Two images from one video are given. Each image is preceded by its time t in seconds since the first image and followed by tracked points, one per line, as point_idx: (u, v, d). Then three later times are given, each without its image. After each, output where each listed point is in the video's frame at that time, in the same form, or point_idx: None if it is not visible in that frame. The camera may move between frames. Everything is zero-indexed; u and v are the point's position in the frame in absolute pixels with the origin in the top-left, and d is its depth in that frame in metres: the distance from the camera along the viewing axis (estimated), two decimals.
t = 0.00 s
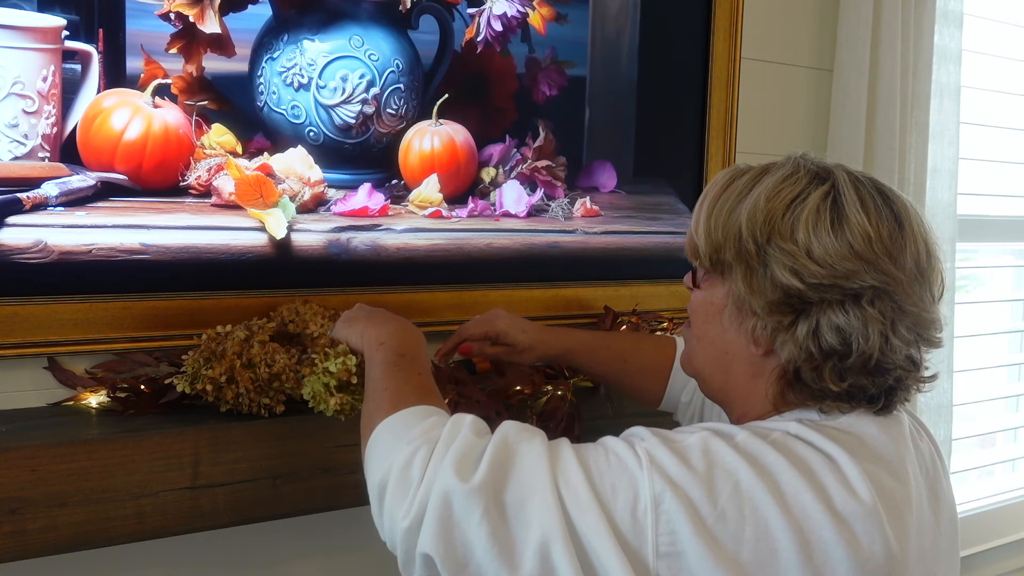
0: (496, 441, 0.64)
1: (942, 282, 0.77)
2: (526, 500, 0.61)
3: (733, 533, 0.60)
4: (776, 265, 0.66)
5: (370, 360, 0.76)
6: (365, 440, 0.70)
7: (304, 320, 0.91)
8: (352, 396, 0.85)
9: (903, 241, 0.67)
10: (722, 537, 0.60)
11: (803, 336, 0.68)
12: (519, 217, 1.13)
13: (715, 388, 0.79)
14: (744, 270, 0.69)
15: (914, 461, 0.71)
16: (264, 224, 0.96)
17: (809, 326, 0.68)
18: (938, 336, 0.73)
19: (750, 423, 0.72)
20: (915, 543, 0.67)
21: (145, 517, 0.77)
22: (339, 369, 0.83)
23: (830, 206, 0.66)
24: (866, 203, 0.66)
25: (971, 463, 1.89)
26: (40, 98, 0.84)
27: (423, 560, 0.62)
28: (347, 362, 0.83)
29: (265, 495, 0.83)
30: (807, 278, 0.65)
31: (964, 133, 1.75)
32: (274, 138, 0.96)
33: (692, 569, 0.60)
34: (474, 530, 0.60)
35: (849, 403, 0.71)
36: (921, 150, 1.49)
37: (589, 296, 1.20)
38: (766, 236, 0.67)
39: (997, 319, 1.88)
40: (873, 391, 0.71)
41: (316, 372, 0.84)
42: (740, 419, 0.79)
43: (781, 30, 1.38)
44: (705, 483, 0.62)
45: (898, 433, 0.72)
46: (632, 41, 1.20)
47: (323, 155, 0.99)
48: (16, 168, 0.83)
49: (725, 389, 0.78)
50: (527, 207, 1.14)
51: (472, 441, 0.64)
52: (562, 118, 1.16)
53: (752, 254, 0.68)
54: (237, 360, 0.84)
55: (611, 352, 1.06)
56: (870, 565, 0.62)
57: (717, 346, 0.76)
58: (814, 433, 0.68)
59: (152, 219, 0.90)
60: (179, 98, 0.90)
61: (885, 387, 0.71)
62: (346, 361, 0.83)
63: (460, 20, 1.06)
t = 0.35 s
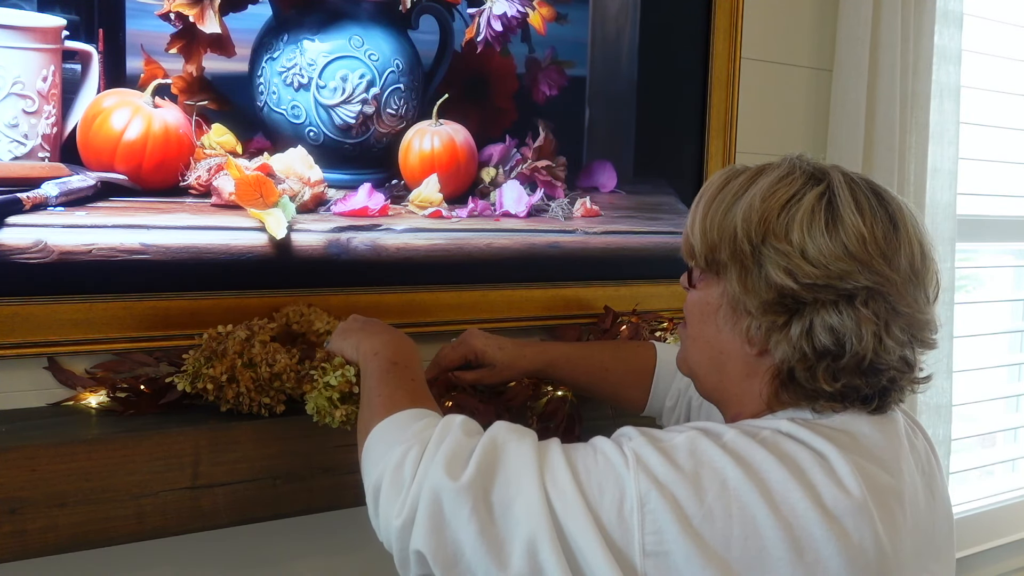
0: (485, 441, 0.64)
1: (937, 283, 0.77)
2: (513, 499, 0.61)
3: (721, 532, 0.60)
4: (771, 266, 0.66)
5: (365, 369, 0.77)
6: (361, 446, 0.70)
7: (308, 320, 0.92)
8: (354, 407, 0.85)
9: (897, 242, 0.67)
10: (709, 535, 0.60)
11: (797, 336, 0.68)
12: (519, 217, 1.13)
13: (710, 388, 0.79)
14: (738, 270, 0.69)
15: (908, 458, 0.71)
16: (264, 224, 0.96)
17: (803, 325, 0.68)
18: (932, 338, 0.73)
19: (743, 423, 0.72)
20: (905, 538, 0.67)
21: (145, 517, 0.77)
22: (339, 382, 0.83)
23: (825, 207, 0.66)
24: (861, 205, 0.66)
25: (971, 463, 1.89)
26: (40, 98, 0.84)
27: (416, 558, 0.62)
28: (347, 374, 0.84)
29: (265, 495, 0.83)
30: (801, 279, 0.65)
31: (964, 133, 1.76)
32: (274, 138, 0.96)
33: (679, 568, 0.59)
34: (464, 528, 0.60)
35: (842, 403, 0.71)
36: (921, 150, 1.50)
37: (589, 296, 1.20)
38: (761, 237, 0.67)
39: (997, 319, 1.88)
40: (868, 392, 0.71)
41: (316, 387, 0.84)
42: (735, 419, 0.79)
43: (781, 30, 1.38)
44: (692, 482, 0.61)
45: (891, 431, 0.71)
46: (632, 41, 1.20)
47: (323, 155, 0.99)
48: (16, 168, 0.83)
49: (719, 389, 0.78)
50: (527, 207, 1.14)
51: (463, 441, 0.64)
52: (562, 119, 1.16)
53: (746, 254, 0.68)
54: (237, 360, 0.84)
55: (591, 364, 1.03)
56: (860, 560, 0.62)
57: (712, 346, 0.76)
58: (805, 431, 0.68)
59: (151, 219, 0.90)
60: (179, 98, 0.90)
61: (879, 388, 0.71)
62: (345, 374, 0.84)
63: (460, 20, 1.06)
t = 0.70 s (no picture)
0: (487, 426, 0.64)
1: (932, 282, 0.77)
2: (511, 485, 0.62)
3: (717, 523, 0.60)
4: (765, 262, 0.66)
5: (375, 350, 0.78)
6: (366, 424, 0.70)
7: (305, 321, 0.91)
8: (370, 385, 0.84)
9: (891, 240, 0.67)
10: (706, 526, 0.60)
11: (790, 332, 0.68)
12: (519, 217, 1.13)
13: (705, 384, 0.79)
14: (733, 267, 0.69)
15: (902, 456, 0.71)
16: (264, 224, 0.96)
17: (797, 321, 0.68)
18: (926, 335, 0.73)
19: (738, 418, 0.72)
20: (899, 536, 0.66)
21: (145, 517, 0.77)
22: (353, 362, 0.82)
23: (820, 206, 0.66)
24: (855, 203, 0.66)
25: (971, 462, 1.89)
26: (40, 98, 0.84)
27: (415, 538, 0.62)
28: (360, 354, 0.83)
29: (265, 495, 0.83)
30: (795, 275, 0.65)
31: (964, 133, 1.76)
32: (273, 138, 0.96)
33: (675, 558, 0.59)
34: (462, 509, 0.60)
35: (835, 398, 0.71)
36: (921, 150, 1.50)
37: (589, 296, 1.20)
38: (756, 234, 0.67)
39: (996, 318, 1.88)
40: (861, 388, 0.71)
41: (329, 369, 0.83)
42: (731, 415, 0.79)
43: (781, 30, 1.38)
44: (689, 473, 0.62)
45: (887, 428, 0.71)
46: (632, 41, 1.20)
47: (323, 155, 0.99)
48: (16, 168, 0.83)
49: (715, 385, 0.78)
50: (527, 207, 1.14)
51: (465, 426, 0.64)
52: (562, 118, 1.16)
53: (741, 251, 0.68)
54: (237, 359, 0.84)
55: (589, 365, 1.03)
56: (855, 554, 0.62)
57: (708, 343, 0.76)
58: (799, 426, 0.68)
59: (151, 219, 0.90)
60: (179, 98, 0.90)
61: (872, 385, 0.71)
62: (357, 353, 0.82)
63: (460, 20, 1.06)
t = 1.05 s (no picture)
0: (485, 426, 0.65)
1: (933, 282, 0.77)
2: (508, 483, 0.62)
3: (712, 521, 0.60)
4: (767, 262, 0.66)
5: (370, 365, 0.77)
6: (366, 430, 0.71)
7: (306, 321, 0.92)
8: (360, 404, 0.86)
9: (892, 240, 0.67)
10: (701, 525, 0.60)
11: (791, 331, 0.68)
12: (519, 217, 1.13)
13: (706, 383, 0.79)
14: (735, 266, 0.69)
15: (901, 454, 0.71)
16: (264, 224, 0.96)
17: (798, 320, 0.68)
18: (926, 336, 0.73)
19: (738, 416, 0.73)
20: (898, 533, 0.66)
21: (145, 517, 0.77)
22: (347, 378, 0.84)
23: (822, 206, 0.66)
24: (856, 204, 0.66)
25: (971, 462, 1.89)
26: (40, 98, 0.84)
27: (417, 536, 0.63)
28: (354, 371, 0.85)
29: (265, 495, 0.83)
30: (796, 275, 0.65)
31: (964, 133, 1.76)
32: (274, 138, 0.96)
33: (671, 556, 0.60)
34: (461, 507, 0.61)
35: (836, 397, 0.71)
36: (921, 149, 1.50)
37: (589, 296, 1.20)
38: (758, 233, 0.67)
39: (996, 318, 1.88)
40: (861, 388, 0.71)
41: (324, 382, 0.84)
42: (731, 414, 0.79)
43: (781, 29, 1.38)
44: (683, 472, 0.62)
45: (885, 427, 0.71)
46: (632, 41, 1.20)
47: (323, 155, 0.99)
48: (16, 168, 0.83)
49: (715, 384, 0.78)
50: (527, 207, 1.14)
51: (464, 425, 0.65)
52: (562, 119, 1.16)
53: (743, 251, 0.68)
54: (237, 358, 0.84)
55: (590, 364, 1.03)
56: (853, 552, 0.62)
57: (709, 343, 0.76)
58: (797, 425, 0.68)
59: (152, 219, 0.90)
60: (179, 98, 0.90)
61: (872, 385, 0.71)
62: (352, 370, 0.85)
63: (460, 20, 1.06)
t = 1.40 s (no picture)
0: (485, 416, 0.65)
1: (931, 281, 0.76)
2: (505, 475, 0.62)
3: (706, 517, 0.60)
4: (765, 261, 0.66)
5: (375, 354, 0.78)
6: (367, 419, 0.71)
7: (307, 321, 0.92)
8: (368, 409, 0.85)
9: (890, 239, 0.67)
10: (695, 520, 0.60)
11: (789, 330, 0.68)
12: (519, 217, 1.13)
13: (704, 382, 0.79)
14: (733, 265, 0.69)
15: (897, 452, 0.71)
16: (264, 225, 0.96)
17: (796, 319, 0.68)
18: (924, 335, 0.73)
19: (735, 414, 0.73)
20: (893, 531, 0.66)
21: (145, 517, 0.77)
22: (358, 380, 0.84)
23: (819, 206, 0.66)
24: (854, 203, 0.66)
25: (971, 462, 1.89)
26: (40, 97, 0.83)
27: (417, 523, 0.63)
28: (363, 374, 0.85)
29: (265, 495, 0.83)
30: (794, 274, 0.65)
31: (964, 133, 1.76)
32: (274, 138, 0.96)
33: (665, 551, 0.60)
34: (459, 495, 0.61)
35: (834, 396, 0.71)
36: (921, 150, 1.50)
37: (590, 296, 1.20)
38: (755, 232, 0.67)
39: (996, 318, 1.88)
40: (859, 387, 0.71)
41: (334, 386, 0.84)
42: (729, 413, 0.79)
43: (781, 29, 1.38)
44: (678, 468, 0.62)
45: (881, 425, 0.71)
46: (632, 41, 1.20)
47: (323, 155, 0.99)
48: (16, 168, 0.83)
49: (713, 383, 0.78)
50: (527, 207, 1.14)
51: (464, 415, 0.65)
52: (562, 118, 1.16)
53: (741, 250, 0.68)
54: (239, 348, 0.84)
55: (590, 364, 1.03)
56: (847, 550, 0.61)
57: (707, 342, 0.76)
58: (793, 423, 0.68)
59: (151, 219, 0.90)
60: (179, 98, 0.90)
61: (870, 384, 0.71)
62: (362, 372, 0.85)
63: (460, 19, 1.06)
